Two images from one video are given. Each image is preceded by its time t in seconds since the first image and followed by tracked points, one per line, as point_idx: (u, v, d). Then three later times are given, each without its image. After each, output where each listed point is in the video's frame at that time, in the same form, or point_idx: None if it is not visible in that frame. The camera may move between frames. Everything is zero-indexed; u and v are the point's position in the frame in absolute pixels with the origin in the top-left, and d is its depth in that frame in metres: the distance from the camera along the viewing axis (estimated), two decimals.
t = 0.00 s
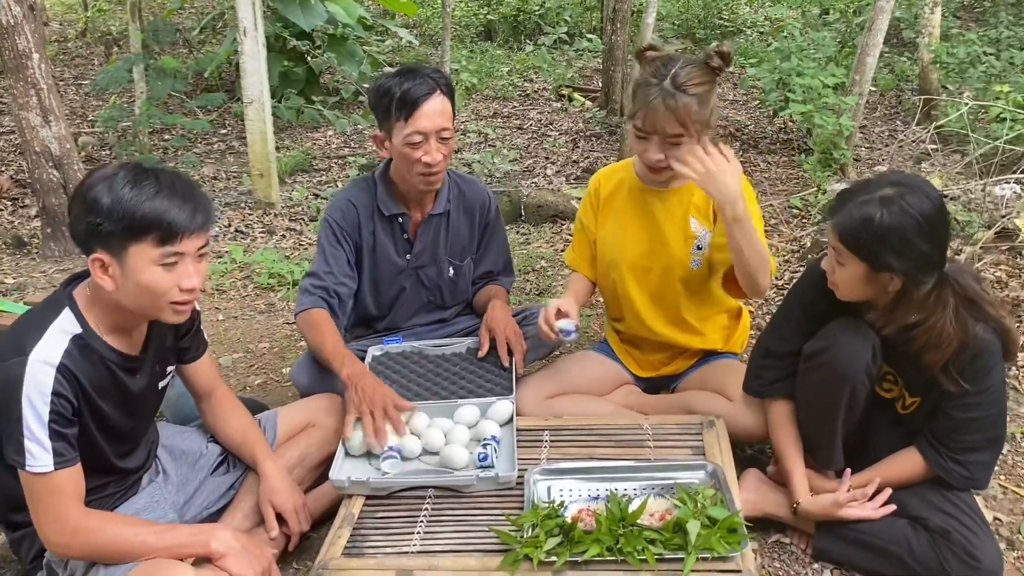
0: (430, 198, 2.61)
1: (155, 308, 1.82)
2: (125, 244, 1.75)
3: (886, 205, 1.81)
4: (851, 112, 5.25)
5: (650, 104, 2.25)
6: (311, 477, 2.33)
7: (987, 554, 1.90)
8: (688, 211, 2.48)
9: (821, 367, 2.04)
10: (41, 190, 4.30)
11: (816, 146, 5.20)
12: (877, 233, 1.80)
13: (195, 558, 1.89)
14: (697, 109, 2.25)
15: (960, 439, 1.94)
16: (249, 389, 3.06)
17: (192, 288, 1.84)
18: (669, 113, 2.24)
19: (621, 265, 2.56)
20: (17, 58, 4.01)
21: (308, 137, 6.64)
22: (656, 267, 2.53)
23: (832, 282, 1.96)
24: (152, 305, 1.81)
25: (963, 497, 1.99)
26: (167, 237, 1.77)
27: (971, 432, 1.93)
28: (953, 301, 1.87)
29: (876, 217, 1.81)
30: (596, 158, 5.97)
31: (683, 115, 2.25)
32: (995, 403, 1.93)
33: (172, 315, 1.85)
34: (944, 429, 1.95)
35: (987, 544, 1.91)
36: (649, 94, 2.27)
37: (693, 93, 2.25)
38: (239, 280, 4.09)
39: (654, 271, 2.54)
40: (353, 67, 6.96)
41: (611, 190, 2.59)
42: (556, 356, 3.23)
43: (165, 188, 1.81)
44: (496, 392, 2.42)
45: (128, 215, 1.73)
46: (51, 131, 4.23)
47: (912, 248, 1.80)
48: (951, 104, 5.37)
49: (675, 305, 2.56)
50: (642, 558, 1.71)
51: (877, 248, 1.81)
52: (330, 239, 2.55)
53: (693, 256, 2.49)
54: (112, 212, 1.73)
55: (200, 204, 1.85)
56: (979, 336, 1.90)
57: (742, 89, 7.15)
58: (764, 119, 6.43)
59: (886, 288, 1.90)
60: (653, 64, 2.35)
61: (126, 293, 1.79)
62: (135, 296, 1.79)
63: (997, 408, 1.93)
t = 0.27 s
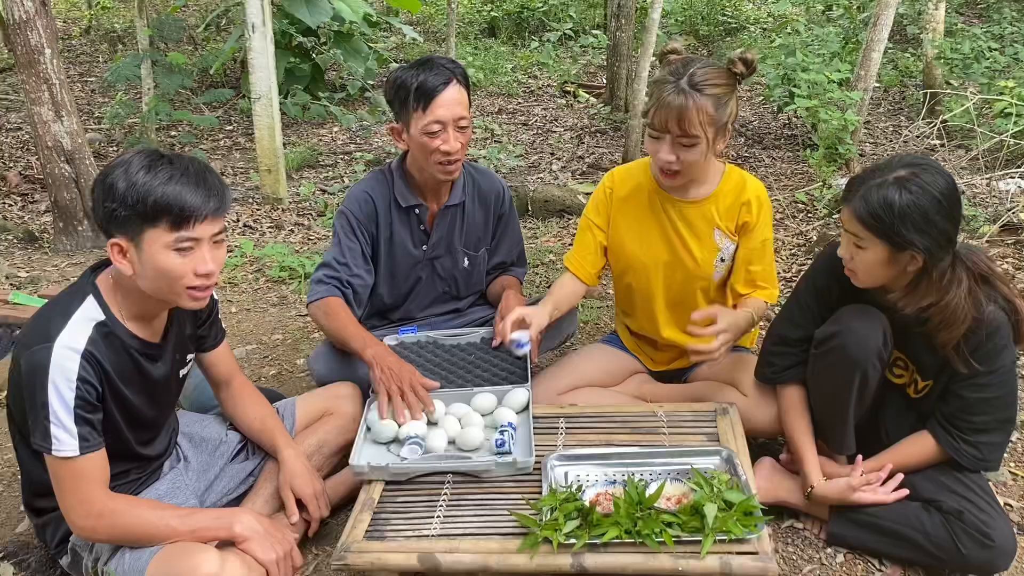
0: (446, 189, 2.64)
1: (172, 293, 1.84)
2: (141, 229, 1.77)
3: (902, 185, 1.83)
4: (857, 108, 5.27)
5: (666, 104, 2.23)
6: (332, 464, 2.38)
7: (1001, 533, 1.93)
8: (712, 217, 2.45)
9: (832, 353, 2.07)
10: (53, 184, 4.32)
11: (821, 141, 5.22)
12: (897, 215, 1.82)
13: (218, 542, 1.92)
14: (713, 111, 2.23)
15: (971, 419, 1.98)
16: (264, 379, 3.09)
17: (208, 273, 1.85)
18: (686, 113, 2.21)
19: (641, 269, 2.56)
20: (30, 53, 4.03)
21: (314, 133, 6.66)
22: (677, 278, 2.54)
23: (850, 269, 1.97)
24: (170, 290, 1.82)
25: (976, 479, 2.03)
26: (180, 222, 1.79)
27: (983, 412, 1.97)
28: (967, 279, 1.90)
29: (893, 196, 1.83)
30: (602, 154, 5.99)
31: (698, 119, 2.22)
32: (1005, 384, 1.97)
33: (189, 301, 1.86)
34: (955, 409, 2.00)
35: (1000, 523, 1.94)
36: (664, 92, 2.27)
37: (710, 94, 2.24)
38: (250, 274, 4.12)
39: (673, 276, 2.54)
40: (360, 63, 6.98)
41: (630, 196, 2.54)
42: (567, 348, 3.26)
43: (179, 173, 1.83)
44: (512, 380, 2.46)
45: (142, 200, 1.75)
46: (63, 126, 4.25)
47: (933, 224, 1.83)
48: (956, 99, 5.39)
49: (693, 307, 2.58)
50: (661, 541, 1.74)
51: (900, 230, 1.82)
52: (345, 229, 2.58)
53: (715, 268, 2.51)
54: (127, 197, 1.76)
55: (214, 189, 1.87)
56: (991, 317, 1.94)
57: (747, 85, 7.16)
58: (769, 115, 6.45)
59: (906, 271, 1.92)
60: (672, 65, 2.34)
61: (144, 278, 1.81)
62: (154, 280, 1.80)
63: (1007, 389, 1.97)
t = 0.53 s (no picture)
0: (459, 178, 2.67)
1: (179, 277, 1.85)
2: (152, 211, 1.80)
3: (908, 162, 1.89)
4: (860, 104, 5.29)
5: (673, 105, 2.27)
6: (345, 448, 2.41)
7: (1007, 507, 1.99)
8: (725, 215, 2.49)
9: (838, 337, 2.10)
10: (64, 178, 4.34)
11: (825, 136, 5.25)
12: (908, 190, 1.87)
13: (239, 520, 1.96)
14: (719, 111, 2.27)
15: (974, 396, 2.03)
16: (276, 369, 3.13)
17: (214, 258, 1.86)
18: (691, 114, 2.25)
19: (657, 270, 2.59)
20: (41, 48, 4.05)
21: (319, 130, 6.67)
22: (694, 276, 2.56)
23: (855, 247, 2.01)
24: (177, 273, 1.84)
25: (980, 456, 2.08)
26: (188, 206, 1.80)
27: (984, 389, 2.03)
28: (967, 256, 1.95)
29: (901, 172, 1.88)
30: (606, 151, 6.02)
31: (704, 120, 2.25)
32: (1005, 361, 2.02)
33: (195, 285, 1.88)
34: (958, 386, 2.06)
35: (1006, 498, 2.00)
36: (670, 92, 2.31)
37: (716, 95, 2.27)
38: (259, 267, 4.15)
39: (689, 275, 2.57)
40: (365, 60, 7.00)
41: (641, 196, 2.56)
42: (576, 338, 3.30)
43: (193, 156, 1.85)
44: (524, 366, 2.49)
45: (152, 182, 1.78)
46: (73, 120, 4.27)
47: (939, 199, 1.89)
48: (958, 96, 5.42)
49: (707, 303, 2.62)
50: (674, 518, 1.78)
51: (911, 205, 1.88)
52: (356, 215, 2.62)
53: (731, 265, 2.55)
54: (141, 176, 1.80)
55: (225, 173, 1.88)
56: (990, 295, 1.99)
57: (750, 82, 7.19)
58: (773, 112, 6.47)
59: (913, 248, 1.97)
60: (681, 65, 2.38)
61: (155, 259, 1.84)
62: (163, 262, 1.83)
63: (1007, 365, 2.03)
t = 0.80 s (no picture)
0: (467, 176, 2.71)
1: (192, 270, 1.89)
2: (168, 203, 1.84)
3: (908, 156, 1.94)
4: (862, 105, 5.33)
5: (678, 114, 2.29)
6: (355, 441, 2.46)
7: (1008, 495, 2.04)
8: (732, 219, 2.53)
9: (838, 332, 2.14)
10: (73, 176, 4.37)
11: (826, 137, 5.29)
12: (910, 183, 1.92)
13: (254, 510, 2.00)
14: (722, 120, 2.29)
15: (972, 387, 2.08)
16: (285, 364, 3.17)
17: (227, 251, 1.89)
18: (694, 123, 2.27)
19: (667, 275, 2.61)
20: (50, 47, 4.07)
21: (322, 130, 6.71)
22: (703, 280, 2.60)
23: (855, 242, 2.05)
24: (191, 266, 1.88)
25: (979, 445, 2.12)
26: (202, 198, 1.84)
27: (982, 379, 2.07)
28: (960, 249, 2.02)
29: (902, 166, 1.93)
30: (608, 151, 6.06)
31: (706, 128, 2.28)
32: (1002, 351, 2.07)
33: (208, 278, 1.91)
34: (956, 377, 2.11)
35: (1006, 486, 2.05)
36: (674, 101, 2.34)
37: (720, 104, 2.30)
38: (266, 265, 4.19)
39: (698, 279, 2.60)
40: (369, 61, 7.03)
41: (650, 201, 2.57)
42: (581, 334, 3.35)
43: (208, 150, 1.89)
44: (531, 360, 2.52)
45: (168, 174, 1.82)
46: (82, 119, 4.30)
47: (940, 193, 1.94)
48: (959, 97, 5.47)
49: (716, 305, 2.66)
50: (682, 507, 1.82)
51: (915, 196, 1.93)
52: (364, 213, 2.67)
53: (739, 269, 2.58)
54: (157, 170, 1.84)
55: (239, 167, 1.92)
56: (983, 286, 2.04)
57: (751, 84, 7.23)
58: (774, 113, 6.51)
59: (912, 241, 2.02)
60: (687, 76, 2.41)
61: (170, 251, 1.87)
62: (178, 254, 1.86)
63: (1005, 355, 2.07)
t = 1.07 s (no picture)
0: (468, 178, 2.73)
1: (203, 268, 1.91)
2: (178, 202, 1.86)
3: (903, 158, 1.97)
4: (862, 108, 5.36)
5: (677, 119, 2.31)
6: (358, 439, 2.48)
7: (1005, 496, 2.06)
8: (732, 220, 2.55)
9: (836, 334, 2.16)
10: (76, 177, 4.39)
11: (826, 140, 5.32)
12: (906, 185, 1.94)
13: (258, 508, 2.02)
14: (720, 125, 2.31)
15: (971, 388, 2.10)
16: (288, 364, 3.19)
17: (239, 247, 1.92)
18: (691, 127, 2.29)
19: (666, 275, 2.64)
20: (55, 48, 4.09)
21: (324, 132, 6.73)
22: (703, 281, 2.62)
23: (851, 245, 2.08)
24: (202, 263, 1.90)
25: (977, 446, 2.14)
26: (214, 195, 1.86)
27: (980, 380, 2.09)
28: (956, 250, 2.04)
29: (898, 168, 1.96)
30: (609, 154, 6.08)
31: (704, 133, 2.30)
32: (999, 353, 2.09)
33: (219, 275, 1.93)
34: (954, 379, 2.13)
35: (1003, 486, 2.06)
36: (673, 104, 2.36)
37: (718, 108, 2.31)
38: (268, 266, 4.22)
39: (698, 278, 2.62)
40: (371, 63, 7.05)
41: (651, 202, 2.60)
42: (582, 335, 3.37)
43: (218, 149, 1.91)
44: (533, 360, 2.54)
45: (179, 173, 1.85)
46: (86, 120, 4.31)
47: (936, 194, 1.97)
48: (959, 101, 5.49)
49: (715, 306, 2.67)
50: (682, 506, 1.84)
51: (911, 197, 1.95)
52: (367, 215, 2.69)
53: (739, 270, 2.60)
54: (167, 169, 1.86)
55: (249, 165, 1.94)
56: (980, 289, 2.06)
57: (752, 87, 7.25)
58: (775, 116, 6.53)
59: (910, 242, 2.04)
60: (686, 81, 2.43)
61: (180, 250, 1.89)
62: (188, 252, 1.88)
63: (1002, 357, 2.09)
